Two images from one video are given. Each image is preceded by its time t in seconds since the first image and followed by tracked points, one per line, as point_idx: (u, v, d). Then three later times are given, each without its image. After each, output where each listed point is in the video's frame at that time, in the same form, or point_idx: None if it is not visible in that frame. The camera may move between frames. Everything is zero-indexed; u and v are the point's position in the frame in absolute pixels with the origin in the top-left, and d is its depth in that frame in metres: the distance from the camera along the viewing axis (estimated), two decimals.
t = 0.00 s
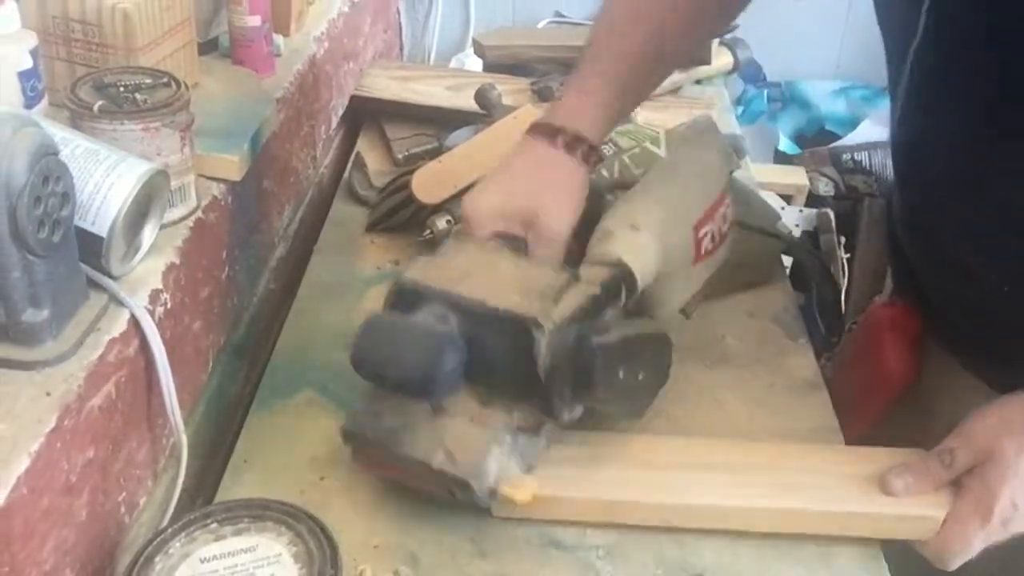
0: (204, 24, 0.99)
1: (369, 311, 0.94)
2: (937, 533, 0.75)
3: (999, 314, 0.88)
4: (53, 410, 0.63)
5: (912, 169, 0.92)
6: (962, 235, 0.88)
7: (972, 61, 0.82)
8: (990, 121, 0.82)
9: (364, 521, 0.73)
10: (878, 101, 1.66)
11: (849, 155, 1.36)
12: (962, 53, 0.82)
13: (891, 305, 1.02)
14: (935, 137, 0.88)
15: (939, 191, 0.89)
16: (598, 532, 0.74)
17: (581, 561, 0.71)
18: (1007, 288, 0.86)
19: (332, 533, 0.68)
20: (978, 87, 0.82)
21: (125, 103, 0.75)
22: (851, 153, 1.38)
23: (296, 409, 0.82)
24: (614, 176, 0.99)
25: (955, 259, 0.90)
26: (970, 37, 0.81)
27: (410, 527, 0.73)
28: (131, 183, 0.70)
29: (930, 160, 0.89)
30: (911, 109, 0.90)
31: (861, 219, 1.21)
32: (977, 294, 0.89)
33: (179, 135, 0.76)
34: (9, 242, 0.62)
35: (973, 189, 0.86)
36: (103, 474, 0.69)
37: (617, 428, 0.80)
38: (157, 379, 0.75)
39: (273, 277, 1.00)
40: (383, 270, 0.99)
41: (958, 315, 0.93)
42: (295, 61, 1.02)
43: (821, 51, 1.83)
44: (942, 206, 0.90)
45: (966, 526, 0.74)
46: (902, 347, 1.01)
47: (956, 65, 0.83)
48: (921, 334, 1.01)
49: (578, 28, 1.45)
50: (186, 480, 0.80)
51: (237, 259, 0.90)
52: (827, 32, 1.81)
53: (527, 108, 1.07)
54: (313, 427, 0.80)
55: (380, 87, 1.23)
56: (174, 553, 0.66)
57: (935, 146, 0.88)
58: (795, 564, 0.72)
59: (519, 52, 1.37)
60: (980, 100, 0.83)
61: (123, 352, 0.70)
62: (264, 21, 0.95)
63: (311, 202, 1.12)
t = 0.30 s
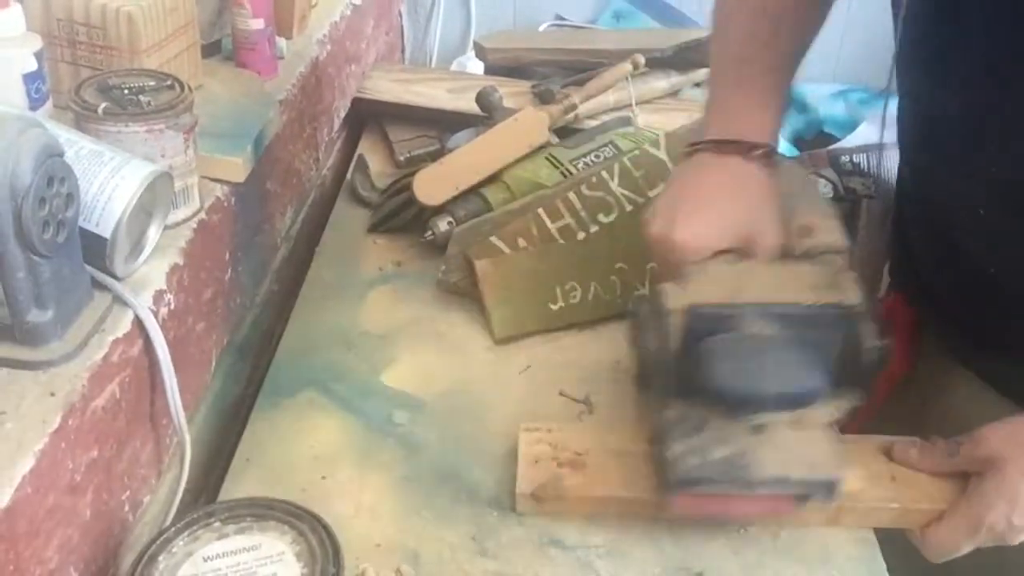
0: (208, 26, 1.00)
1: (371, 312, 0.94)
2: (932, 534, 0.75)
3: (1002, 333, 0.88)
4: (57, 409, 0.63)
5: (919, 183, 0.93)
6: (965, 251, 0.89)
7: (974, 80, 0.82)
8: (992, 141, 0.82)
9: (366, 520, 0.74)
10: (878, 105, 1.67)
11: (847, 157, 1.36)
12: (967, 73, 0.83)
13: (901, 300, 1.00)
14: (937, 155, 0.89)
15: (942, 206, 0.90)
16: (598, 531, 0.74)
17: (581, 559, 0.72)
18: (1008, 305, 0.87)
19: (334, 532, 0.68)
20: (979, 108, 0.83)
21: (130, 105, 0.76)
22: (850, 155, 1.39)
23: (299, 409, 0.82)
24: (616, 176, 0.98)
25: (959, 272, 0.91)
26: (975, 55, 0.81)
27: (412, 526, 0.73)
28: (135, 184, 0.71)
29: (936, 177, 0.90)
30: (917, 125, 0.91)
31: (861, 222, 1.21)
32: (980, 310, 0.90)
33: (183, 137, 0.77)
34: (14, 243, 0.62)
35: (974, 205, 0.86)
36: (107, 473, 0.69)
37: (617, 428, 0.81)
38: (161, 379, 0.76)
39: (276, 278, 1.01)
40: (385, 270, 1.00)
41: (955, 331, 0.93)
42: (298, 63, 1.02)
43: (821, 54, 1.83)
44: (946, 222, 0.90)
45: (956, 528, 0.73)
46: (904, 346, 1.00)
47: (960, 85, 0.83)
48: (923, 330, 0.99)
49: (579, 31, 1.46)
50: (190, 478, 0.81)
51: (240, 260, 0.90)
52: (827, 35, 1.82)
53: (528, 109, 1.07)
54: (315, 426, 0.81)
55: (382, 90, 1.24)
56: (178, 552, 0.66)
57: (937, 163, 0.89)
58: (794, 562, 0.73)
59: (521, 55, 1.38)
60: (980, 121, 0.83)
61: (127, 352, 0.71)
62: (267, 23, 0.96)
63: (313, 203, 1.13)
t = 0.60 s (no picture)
0: (209, 28, 1.00)
1: (372, 312, 0.95)
2: (938, 537, 0.74)
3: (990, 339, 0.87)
4: (61, 409, 0.64)
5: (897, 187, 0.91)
6: (952, 258, 0.87)
7: (962, 84, 0.80)
8: (982, 148, 0.80)
9: (368, 518, 0.74)
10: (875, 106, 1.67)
11: (845, 157, 1.38)
12: (954, 78, 0.80)
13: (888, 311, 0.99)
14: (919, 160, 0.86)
15: (926, 212, 0.88)
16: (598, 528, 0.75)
17: (581, 557, 0.72)
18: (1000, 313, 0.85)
19: (336, 531, 0.69)
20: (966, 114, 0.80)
21: (132, 106, 0.76)
22: (848, 155, 1.40)
23: (301, 408, 0.83)
24: (615, 178, 1.00)
25: (944, 280, 0.89)
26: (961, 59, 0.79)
27: (413, 525, 0.74)
28: (137, 185, 0.71)
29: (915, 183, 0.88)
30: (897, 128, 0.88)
31: (859, 222, 1.22)
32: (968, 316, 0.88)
33: (186, 138, 0.77)
34: (18, 244, 0.63)
35: (963, 212, 0.84)
36: (111, 472, 0.70)
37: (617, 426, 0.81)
38: (163, 379, 0.76)
39: (278, 278, 1.01)
40: (386, 270, 1.00)
41: (940, 336, 0.92)
42: (300, 65, 1.03)
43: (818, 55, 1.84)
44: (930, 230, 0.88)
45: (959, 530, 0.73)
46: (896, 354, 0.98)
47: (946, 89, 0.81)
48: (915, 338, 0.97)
49: (578, 33, 1.47)
50: (193, 477, 0.82)
51: (243, 260, 0.91)
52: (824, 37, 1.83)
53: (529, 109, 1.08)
54: (317, 425, 0.81)
55: (383, 91, 1.24)
56: (181, 550, 0.67)
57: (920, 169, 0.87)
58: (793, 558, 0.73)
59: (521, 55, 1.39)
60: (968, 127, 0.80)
61: (130, 352, 0.71)
62: (268, 25, 0.96)
63: (315, 204, 1.13)
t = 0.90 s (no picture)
0: (212, 31, 1.01)
1: (374, 312, 0.95)
2: (936, 536, 0.74)
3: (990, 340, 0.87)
4: (64, 409, 0.64)
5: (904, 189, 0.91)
6: (954, 258, 0.87)
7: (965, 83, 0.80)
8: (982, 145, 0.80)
9: (369, 517, 0.75)
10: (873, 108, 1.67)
11: (844, 159, 1.39)
12: (955, 77, 0.81)
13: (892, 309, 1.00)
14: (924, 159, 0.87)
15: (929, 212, 0.88)
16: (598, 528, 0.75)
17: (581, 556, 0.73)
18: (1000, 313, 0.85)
19: (338, 530, 0.69)
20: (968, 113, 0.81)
21: (136, 108, 0.77)
22: (846, 157, 1.40)
23: (303, 408, 0.83)
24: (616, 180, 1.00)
25: (948, 280, 0.89)
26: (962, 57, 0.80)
27: (416, 524, 0.74)
28: (141, 187, 0.72)
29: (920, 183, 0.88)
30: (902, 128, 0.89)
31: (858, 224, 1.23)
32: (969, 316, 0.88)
33: (188, 140, 0.78)
34: (22, 245, 0.63)
35: (965, 212, 0.84)
36: (114, 471, 0.70)
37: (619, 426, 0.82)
38: (167, 379, 0.77)
39: (280, 278, 1.02)
40: (387, 271, 1.01)
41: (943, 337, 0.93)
42: (302, 67, 1.03)
43: (816, 56, 1.84)
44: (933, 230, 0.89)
45: (955, 529, 0.73)
46: (903, 351, 0.98)
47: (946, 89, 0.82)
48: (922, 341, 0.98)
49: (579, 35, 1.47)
50: (196, 476, 0.82)
51: (245, 262, 0.92)
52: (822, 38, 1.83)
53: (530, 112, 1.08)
54: (319, 425, 0.82)
55: (384, 93, 1.25)
56: (184, 549, 0.67)
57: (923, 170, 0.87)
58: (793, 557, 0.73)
59: (521, 58, 1.39)
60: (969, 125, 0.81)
61: (133, 352, 0.72)
62: (271, 27, 0.97)
63: (317, 205, 1.14)
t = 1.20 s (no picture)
0: (215, 33, 1.01)
1: (376, 312, 0.96)
2: (932, 536, 0.75)
3: (989, 348, 0.87)
4: (68, 409, 0.65)
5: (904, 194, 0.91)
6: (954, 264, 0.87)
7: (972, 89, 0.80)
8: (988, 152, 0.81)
9: (371, 516, 0.75)
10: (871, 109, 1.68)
11: (842, 161, 1.39)
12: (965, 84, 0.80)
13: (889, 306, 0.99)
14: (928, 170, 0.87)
15: (926, 220, 0.89)
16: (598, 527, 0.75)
17: (581, 555, 0.73)
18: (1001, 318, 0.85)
19: (339, 529, 0.70)
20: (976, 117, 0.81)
21: (139, 110, 0.77)
22: (844, 158, 1.40)
23: (305, 408, 0.84)
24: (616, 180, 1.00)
25: (946, 285, 0.89)
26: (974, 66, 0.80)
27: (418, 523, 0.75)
28: (144, 188, 0.72)
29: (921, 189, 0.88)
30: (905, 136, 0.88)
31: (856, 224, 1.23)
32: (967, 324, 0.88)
33: (191, 141, 0.79)
34: (26, 246, 0.64)
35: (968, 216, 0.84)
36: (118, 471, 0.71)
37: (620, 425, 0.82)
38: (170, 379, 0.77)
39: (283, 279, 1.02)
40: (389, 272, 1.02)
41: (940, 342, 0.92)
42: (304, 69, 1.04)
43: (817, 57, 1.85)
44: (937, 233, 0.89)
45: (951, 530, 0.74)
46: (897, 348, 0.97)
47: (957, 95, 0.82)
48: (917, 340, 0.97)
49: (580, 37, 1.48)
50: (199, 475, 0.83)
51: (248, 262, 0.92)
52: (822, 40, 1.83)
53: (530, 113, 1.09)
54: (321, 425, 0.82)
55: (386, 95, 1.25)
56: (187, 547, 0.68)
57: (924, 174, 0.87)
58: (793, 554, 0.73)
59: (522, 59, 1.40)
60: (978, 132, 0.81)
61: (137, 352, 0.72)
62: (273, 30, 0.97)
63: (319, 206, 1.14)
